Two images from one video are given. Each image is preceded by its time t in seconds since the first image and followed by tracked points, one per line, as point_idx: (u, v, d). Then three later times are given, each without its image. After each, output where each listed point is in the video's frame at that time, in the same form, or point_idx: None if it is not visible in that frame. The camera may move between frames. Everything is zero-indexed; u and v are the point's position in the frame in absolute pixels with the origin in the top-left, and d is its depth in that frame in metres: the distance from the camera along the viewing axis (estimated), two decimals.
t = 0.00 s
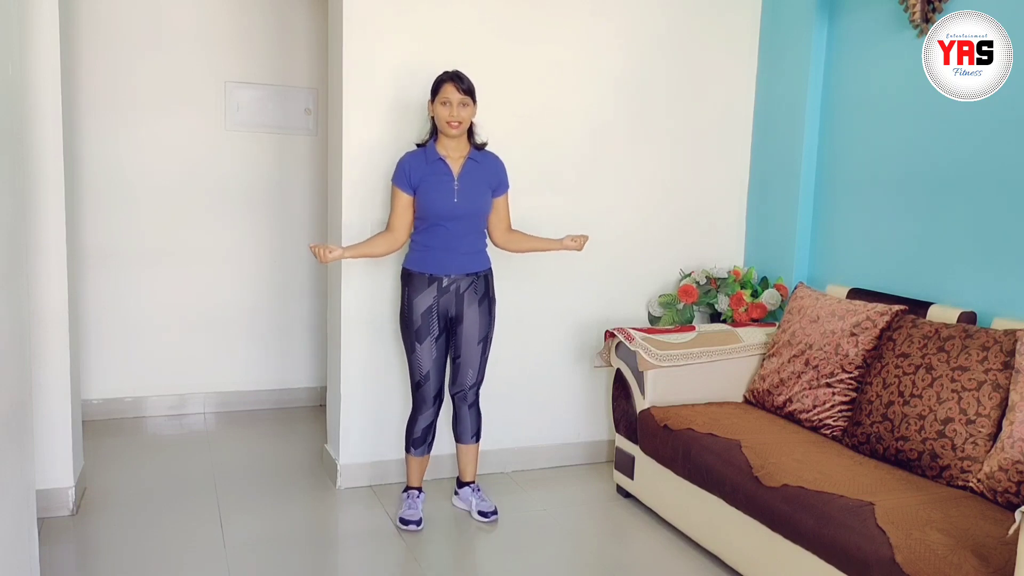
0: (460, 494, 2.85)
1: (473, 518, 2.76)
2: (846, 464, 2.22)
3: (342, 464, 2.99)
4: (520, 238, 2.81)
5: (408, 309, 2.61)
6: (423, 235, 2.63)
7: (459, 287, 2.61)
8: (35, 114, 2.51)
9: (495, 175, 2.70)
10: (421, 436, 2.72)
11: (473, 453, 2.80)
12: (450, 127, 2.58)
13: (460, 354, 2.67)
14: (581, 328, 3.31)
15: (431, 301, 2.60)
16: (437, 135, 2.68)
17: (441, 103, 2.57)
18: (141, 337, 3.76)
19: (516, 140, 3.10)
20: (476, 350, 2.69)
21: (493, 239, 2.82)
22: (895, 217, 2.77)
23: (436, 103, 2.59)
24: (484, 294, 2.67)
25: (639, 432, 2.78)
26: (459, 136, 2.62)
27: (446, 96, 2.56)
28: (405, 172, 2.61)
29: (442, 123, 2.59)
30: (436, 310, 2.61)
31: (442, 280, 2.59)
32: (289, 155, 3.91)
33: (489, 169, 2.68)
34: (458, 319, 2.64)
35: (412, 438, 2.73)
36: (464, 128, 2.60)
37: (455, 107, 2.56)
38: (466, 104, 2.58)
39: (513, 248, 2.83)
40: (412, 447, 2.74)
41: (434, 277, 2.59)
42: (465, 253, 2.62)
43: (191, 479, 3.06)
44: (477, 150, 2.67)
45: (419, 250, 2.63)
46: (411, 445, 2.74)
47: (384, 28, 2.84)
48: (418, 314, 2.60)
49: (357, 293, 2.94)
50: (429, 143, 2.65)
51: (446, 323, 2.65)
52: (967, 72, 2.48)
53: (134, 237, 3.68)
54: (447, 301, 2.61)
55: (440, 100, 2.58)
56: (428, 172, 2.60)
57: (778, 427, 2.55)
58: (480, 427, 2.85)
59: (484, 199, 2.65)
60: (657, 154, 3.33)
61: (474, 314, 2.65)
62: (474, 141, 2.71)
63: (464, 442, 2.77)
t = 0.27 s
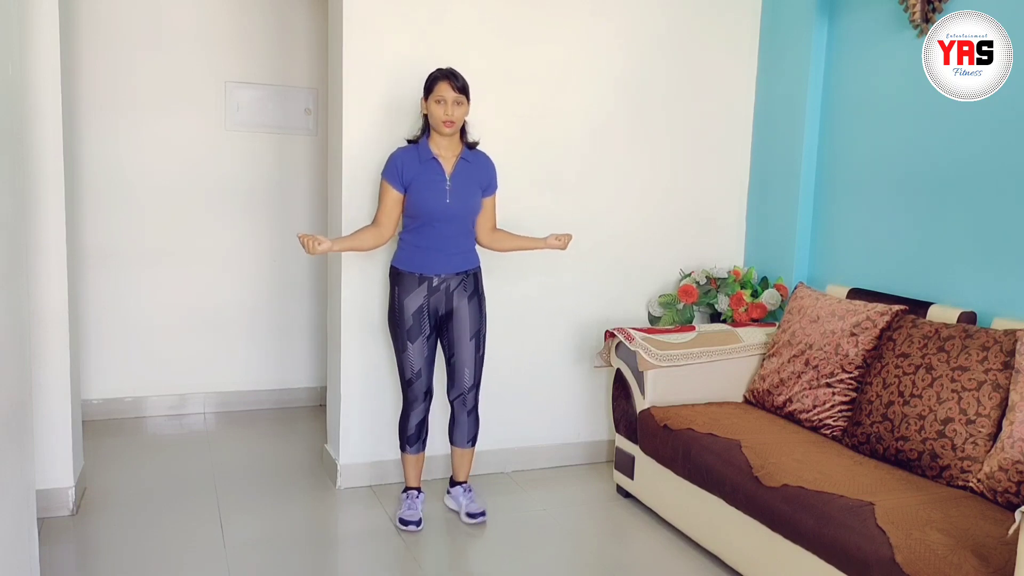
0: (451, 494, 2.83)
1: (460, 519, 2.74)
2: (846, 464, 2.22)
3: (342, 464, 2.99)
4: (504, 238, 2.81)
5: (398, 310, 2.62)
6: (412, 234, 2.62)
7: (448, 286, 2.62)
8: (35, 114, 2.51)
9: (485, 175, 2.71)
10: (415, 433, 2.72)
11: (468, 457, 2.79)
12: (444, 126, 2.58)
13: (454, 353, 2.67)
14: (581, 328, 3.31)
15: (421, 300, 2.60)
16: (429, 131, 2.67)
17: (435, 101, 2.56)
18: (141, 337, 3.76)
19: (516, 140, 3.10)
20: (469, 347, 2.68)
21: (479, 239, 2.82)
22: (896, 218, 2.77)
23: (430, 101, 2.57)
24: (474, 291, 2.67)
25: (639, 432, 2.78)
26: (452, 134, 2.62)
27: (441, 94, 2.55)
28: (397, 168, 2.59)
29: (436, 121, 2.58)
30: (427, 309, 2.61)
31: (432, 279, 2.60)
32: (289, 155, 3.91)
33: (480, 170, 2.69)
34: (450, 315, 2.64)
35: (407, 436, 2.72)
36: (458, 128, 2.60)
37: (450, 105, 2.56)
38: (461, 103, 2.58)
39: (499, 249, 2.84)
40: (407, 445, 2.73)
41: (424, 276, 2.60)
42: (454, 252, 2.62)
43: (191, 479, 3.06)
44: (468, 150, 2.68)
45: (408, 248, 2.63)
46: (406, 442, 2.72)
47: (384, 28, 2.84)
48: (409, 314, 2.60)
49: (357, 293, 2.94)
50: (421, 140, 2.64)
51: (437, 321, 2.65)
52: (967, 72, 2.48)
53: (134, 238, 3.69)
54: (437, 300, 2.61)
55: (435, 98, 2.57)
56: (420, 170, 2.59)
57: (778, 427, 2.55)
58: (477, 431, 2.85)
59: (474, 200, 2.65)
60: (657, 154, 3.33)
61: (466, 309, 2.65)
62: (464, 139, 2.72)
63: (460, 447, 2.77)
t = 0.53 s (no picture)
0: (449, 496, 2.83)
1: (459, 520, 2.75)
2: (846, 464, 2.22)
3: (342, 464, 2.99)
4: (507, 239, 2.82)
5: (399, 311, 2.62)
6: (413, 237, 2.62)
7: (448, 288, 2.61)
8: (34, 114, 2.51)
9: (486, 178, 2.70)
10: (417, 437, 2.72)
11: (466, 460, 2.80)
12: (444, 128, 2.57)
13: (452, 355, 2.67)
14: (581, 328, 3.31)
15: (421, 302, 2.60)
16: (430, 134, 2.67)
17: (436, 104, 2.56)
18: (141, 337, 3.76)
19: (516, 140, 3.10)
20: (467, 350, 2.68)
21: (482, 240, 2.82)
22: (896, 218, 2.77)
23: (431, 104, 2.58)
24: (473, 294, 2.67)
25: (639, 432, 2.78)
26: (452, 138, 2.62)
27: (442, 97, 2.55)
28: (396, 172, 2.58)
29: (436, 125, 2.58)
30: (427, 310, 2.61)
31: (431, 281, 2.60)
32: (289, 155, 3.91)
33: (481, 173, 2.68)
34: (447, 318, 2.64)
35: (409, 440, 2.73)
36: (458, 131, 2.60)
37: (451, 108, 2.56)
38: (461, 106, 2.58)
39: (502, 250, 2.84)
40: (412, 448, 2.73)
41: (423, 278, 2.59)
42: (453, 254, 2.63)
43: (191, 479, 3.06)
44: (468, 154, 2.68)
45: (408, 251, 2.62)
46: (410, 446, 2.73)
47: (384, 28, 2.84)
48: (410, 315, 2.60)
49: (357, 294, 2.94)
50: (422, 143, 2.63)
51: (437, 322, 2.65)
52: (967, 72, 2.48)
53: (134, 238, 3.68)
54: (437, 301, 2.61)
55: (435, 101, 2.57)
56: (420, 175, 2.58)
57: (778, 427, 2.55)
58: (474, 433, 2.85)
59: (473, 205, 2.65)
60: (657, 154, 3.33)
61: (465, 313, 2.65)
62: (464, 143, 2.71)
63: (458, 449, 2.77)
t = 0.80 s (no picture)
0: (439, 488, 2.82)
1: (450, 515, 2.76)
2: (846, 464, 2.22)
3: (342, 464, 2.99)
4: (516, 233, 2.81)
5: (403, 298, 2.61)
6: (422, 230, 2.63)
7: (454, 282, 2.60)
8: (34, 114, 2.51)
9: (495, 173, 2.70)
10: (411, 427, 2.68)
11: (460, 456, 2.79)
12: (452, 129, 2.58)
13: (457, 351, 2.67)
14: (581, 328, 3.31)
15: (426, 292, 2.59)
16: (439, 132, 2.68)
17: (444, 106, 2.56)
18: (141, 337, 3.76)
19: (516, 140, 3.10)
20: (472, 348, 2.68)
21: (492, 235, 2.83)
22: (896, 218, 2.77)
23: (439, 106, 2.57)
24: (480, 292, 2.66)
25: (639, 432, 2.78)
26: (461, 137, 2.62)
27: (450, 99, 2.55)
28: (405, 167, 2.62)
29: (444, 126, 2.58)
30: (431, 302, 2.60)
31: (438, 274, 2.59)
32: (289, 155, 3.91)
33: (490, 168, 2.68)
34: (454, 317, 2.63)
35: (407, 431, 2.69)
36: (467, 129, 2.60)
37: (458, 110, 2.55)
38: (469, 106, 2.58)
39: (511, 244, 2.84)
40: (409, 439, 2.69)
41: (430, 270, 2.59)
42: (462, 247, 2.62)
43: (191, 479, 3.06)
44: (477, 148, 2.68)
45: (417, 244, 2.63)
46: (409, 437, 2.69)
47: (384, 28, 2.84)
48: (411, 303, 2.59)
49: (358, 294, 2.94)
50: (430, 140, 2.65)
51: (441, 318, 2.64)
52: (967, 72, 2.47)
53: (134, 237, 3.68)
54: (442, 296, 2.60)
55: (444, 103, 2.56)
56: (427, 168, 2.61)
57: (778, 427, 2.55)
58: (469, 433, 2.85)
59: (483, 196, 2.65)
60: (657, 154, 3.33)
61: (471, 312, 2.64)
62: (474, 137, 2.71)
63: (455, 446, 2.76)
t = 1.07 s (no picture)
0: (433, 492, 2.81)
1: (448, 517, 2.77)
2: (846, 464, 2.22)
3: (342, 464, 2.99)
4: (521, 246, 2.82)
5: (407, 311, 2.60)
6: (425, 241, 2.62)
7: (458, 289, 2.60)
8: (34, 114, 2.51)
9: (498, 186, 2.71)
10: (424, 436, 2.60)
11: (458, 460, 2.79)
12: (455, 140, 2.58)
13: (458, 355, 2.65)
14: (581, 328, 3.31)
15: (430, 301, 2.58)
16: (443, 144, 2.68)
17: (448, 118, 2.56)
18: (141, 337, 3.76)
19: (516, 140, 3.10)
20: (472, 350, 2.65)
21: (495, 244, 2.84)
22: (896, 217, 2.77)
23: (444, 117, 2.58)
24: (483, 296, 2.65)
25: (639, 432, 2.78)
26: (465, 149, 2.62)
27: (454, 111, 2.55)
28: (410, 179, 2.61)
29: (448, 137, 2.58)
30: (435, 310, 2.59)
31: (442, 281, 2.58)
32: (289, 155, 3.92)
33: (493, 181, 2.69)
34: (457, 319, 2.62)
35: (418, 441, 2.60)
36: (470, 142, 2.60)
37: (462, 122, 2.55)
38: (473, 120, 2.57)
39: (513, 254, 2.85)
40: (419, 451, 2.60)
41: (434, 279, 2.58)
42: (464, 258, 2.62)
43: (191, 479, 3.06)
44: (481, 161, 2.67)
45: (421, 254, 2.63)
46: (420, 449, 2.60)
47: (384, 29, 2.84)
48: (417, 313, 2.58)
49: (358, 294, 2.94)
50: (435, 152, 2.64)
51: (445, 324, 2.63)
52: (967, 72, 2.47)
53: (134, 237, 3.68)
54: (446, 302, 2.59)
55: (447, 115, 2.57)
56: (432, 181, 2.60)
57: (779, 427, 2.55)
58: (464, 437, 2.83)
59: (486, 210, 2.65)
60: (657, 154, 3.33)
61: (473, 313, 2.63)
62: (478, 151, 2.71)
63: (451, 451, 2.75)
